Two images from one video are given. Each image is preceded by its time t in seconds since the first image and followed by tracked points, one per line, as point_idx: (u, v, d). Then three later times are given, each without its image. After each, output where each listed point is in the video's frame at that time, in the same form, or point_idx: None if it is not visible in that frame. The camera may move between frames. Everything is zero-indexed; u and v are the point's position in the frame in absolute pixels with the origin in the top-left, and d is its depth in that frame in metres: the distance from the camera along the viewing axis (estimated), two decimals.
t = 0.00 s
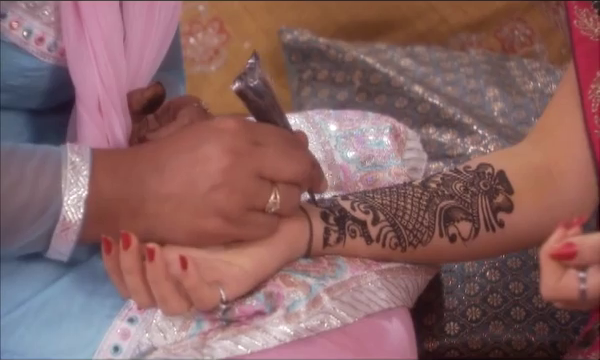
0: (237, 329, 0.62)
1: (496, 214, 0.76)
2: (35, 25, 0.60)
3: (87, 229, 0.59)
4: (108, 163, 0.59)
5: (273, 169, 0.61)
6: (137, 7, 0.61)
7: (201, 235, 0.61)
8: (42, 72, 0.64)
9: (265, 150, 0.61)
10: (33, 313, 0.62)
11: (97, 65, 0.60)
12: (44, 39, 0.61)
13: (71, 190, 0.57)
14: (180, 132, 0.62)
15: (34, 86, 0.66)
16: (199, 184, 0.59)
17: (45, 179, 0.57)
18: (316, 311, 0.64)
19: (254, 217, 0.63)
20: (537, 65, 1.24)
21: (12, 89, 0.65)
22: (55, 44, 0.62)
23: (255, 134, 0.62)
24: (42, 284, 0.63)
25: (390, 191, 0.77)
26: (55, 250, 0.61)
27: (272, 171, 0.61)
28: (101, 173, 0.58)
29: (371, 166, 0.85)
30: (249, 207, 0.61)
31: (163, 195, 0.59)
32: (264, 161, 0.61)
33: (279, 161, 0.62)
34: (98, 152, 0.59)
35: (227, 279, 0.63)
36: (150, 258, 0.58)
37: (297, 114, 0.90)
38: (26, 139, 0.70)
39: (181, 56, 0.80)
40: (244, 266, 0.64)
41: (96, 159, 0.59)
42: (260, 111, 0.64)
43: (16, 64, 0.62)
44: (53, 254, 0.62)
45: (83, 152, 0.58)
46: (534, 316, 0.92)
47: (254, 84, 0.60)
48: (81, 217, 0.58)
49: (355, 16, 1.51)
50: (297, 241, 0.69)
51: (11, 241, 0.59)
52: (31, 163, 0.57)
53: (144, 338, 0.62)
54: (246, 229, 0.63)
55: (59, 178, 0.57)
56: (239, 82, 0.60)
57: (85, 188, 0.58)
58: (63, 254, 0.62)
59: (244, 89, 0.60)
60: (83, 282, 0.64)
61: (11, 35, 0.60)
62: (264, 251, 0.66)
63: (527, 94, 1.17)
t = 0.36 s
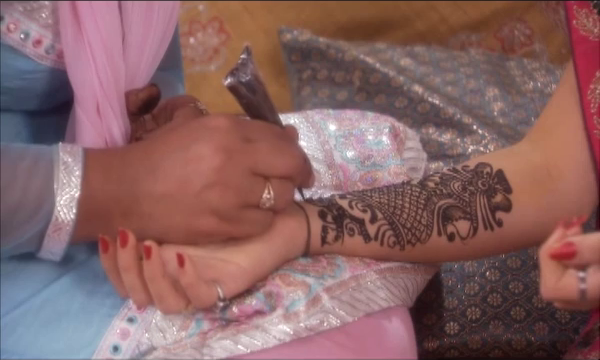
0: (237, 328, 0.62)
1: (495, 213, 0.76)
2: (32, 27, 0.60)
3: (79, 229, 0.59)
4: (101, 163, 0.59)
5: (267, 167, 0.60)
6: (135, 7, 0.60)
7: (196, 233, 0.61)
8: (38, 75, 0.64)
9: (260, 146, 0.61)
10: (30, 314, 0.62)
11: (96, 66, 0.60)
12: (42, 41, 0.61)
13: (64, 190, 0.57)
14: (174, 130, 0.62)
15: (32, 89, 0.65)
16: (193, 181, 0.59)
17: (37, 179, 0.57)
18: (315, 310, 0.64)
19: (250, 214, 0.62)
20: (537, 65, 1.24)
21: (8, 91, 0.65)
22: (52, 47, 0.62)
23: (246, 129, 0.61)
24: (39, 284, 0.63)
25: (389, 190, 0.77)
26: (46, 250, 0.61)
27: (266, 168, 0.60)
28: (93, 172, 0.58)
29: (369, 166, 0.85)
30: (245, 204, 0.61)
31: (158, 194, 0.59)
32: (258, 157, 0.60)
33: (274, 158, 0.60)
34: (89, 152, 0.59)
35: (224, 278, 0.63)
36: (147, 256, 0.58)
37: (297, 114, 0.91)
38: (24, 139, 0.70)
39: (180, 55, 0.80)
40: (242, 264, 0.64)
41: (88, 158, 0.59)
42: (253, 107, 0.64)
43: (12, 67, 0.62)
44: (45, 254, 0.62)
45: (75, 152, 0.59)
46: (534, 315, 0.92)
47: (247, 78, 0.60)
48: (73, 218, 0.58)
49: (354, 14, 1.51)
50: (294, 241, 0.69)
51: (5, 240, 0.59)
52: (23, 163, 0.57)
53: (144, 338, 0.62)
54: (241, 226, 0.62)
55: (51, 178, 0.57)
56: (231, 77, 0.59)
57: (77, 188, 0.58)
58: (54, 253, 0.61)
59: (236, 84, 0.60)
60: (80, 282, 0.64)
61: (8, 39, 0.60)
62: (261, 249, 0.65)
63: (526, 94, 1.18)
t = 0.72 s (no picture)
0: (237, 327, 0.62)
1: (495, 212, 0.76)
2: (33, 27, 0.60)
3: (80, 227, 0.59)
4: (102, 160, 0.59)
5: (270, 157, 0.61)
6: (134, 5, 0.61)
7: (195, 230, 0.61)
8: (39, 74, 0.64)
9: (260, 142, 0.61)
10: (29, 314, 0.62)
11: (96, 63, 0.60)
12: (43, 41, 0.61)
13: (65, 188, 0.57)
14: (174, 128, 0.62)
15: (32, 88, 0.65)
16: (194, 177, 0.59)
17: (39, 177, 0.57)
18: (315, 310, 0.64)
19: (251, 207, 0.62)
20: (537, 64, 1.24)
21: (8, 90, 0.65)
22: (53, 46, 0.62)
23: (248, 124, 0.62)
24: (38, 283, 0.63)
25: (389, 189, 0.77)
26: (46, 247, 0.61)
27: (268, 159, 0.61)
28: (93, 170, 0.58)
29: (368, 166, 0.85)
30: (247, 197, 0.61)
31: (159, 191, 0.59)
32: (259, 149, 0.61)
33: (273, 149, 0.61)
34: (91, 150, 0.59)
35: (223, 275, 0.63)
36: (146, 253, 0.58)
37: (297, 113, 0.91)
38: (23, 138, 0.70)
39: (180, 54, 0.80)
40: (241, 260, 0.64)
41: (89, 156, 0.58)
42: (252, 103, 0.64)
43: (11, 65, 0.62)
44: (45, 252, 0.61)
45: (76, 150, 0.58)
46: (534, 315, 0.92)
47: (244, 73, 0.60)
48: (75, 216, 0.58)
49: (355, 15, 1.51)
50: (294, 239, 0.69)
51: (6, 237, 0.59)
52: (25, 161, 0.57)
53: (144, 336, 0.62)
54: (241, 222, 0.62)
55: (52, 176, 0.57)
56: (231, 73, 0.60)
57: (78, 186, 0.57)
58: (54, 252, 0.61)
59: (236, 80, 0.60)
60: (79, 281, 0.64)
61: (8, 37, 0.60)
62: (260, 247, 0.65)
63: (526, 93, 1.18)
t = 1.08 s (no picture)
0: (237, 327, 0.62)
1: (496, 212, 0.76)
2: (35, 25, 0.60)
3: (87, 225, 0.59)
4: (107, 159, 0.59)
5: (277, 153, 0.62)
6: (135, 5, 0.61)
7: (198, 229, 0.61)
8: (40, 73, 0.64)
9: (260, 141, 0.61)
10: (36, 311, 0.62)
11: (97, 61, 0.60)
12: (44, 39, 0.61)
13: (73, 185, 0.57)
14: (176, 127, 0.61)
15: (34, 86, 0.65)
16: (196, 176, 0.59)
17: (46, 175, 0.57)
18: (315, 309, 0.64)
19: (257, 201, 0.62)
20: (536, 64, 1.24)
21: (9, 88, 0.65)
22: (54, 45, 0.62)
23: (254, 122, 0.63)
24: (44, 282, 0.63)
25: (389, 189, 0.77)
26: (54, 245, 0.61)
27: (275, 155, 0.62)
28: (101, 168, 0.58)
29: (368, 165, 0.85)
30: (250, 194, 0.61)
31: (161, 190, 0.59)
32: (267, 146, 0.62)
33: (281, 145, 0.62)
34: (95, 149, 0.59)
35: (224, 273, 0.63)
36: (147, 250, 0.58)
37: (297, 113, 0.91)
38: (24, 136, 0.70)
39: (180, 55, 0.80)
40: (242, 259, 0.64)
41: (94, 154, 0.58)
42: (257, 102, 0.65)
43: (13, 63, 0.62)
44: (52, 250, 0.62)
45: (82, 148, 0.58)
46: (534, 315, 0.92)
47: (249, 73, 0.60)
48: (82, 213, 0.58)
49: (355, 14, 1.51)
50: (295, 238, 0.69)
51: (10, 236, 0.59)
52: (31, 158, 0.57)
53: (144, 336, 0.62)
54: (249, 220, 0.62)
55: (60, 173, 0.57)
56: (236, 71, 0.60)
57: (87, 182, 0.57)
58: (60, 250, 0.61)
59: (242, 78, 0.60)
60: (83, 279, 0.64)
61: (9, 36, 0.60)
62: (261, 246, 0.65)
63: (526, 93, 1.18)
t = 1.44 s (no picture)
0: (237, 325, 0.62)
1: (496, 211, 0.76)
2: (34, 24, 0.60)
3: (86, 224, 0.59)
4: (106, 158, 0.59)
5: (276, 153, 0.62)
6: (135, 5, 0.61)
7: (198, 228, 0.61)
8: (40, 71, 0.64)
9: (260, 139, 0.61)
10: (34, 310, 0.62)
11: (97, 61, 0.60)
12: (44, 37, 0.61)
13: (72, 184, 0.57)
14: (176, 126, 0.61)
15: (34, 85, 0.65)
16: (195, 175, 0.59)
17: (45, 174, 0.57)
18: (315, 308, 0.64)
19: (257, 200, 0.62)
20: (536, 63, 1.24)
21: (9, 87, 0.65)
22: (54, 44, 0.62)
23: (253, 122, 0.63)
24: (42, 280, 0.63)
25: (389, 187, 0.77)
26: (51, 244, 0.61)
27: (274, 154, 0.62)
28: (100, 167, 0.58)
29: (368, 163, 0.85)
30: (249, 194, 0.61)
31: (161, 189, 0.59)
32: (265, 146, 0.61)
33: (280, 145, 0.62)
34: (94, 148, 0.59)
35: (224, 273, 0.63)
36: (147, 249, 0.58)
37: (297, 112, 0.91)
38: (23, 135, 0.69)
39: (180, 54, 0.80)
40: (242, 258, 0.64)
41: (93, 154, 0.58)
42: (256, 100, 0.64)
43: (14, 62, 0.62)
44: (50, 249, 0.62)
45: (81, 147, 0.58)
46: (534, 313, 0.92)
47: (248, 70, 0.61)
48: (81, 213, 0.58)
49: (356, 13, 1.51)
50: (295, 237, 0.69)
51: (10, 235, 0.59)
52: (30, 157, 0.57)
53: (144, 334, 0.62)
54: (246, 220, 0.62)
55: (58, 173, 0.57)
56: (235, 69, 0.60)
57: (84, 183, 0.57)
58: (59, 249, 0.61)
59: (240, 76, 0.61)
60: (83, 278, 0.64)
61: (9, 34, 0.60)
62: (261, 245, 0.65)
63: (526, 91, 1.18)
